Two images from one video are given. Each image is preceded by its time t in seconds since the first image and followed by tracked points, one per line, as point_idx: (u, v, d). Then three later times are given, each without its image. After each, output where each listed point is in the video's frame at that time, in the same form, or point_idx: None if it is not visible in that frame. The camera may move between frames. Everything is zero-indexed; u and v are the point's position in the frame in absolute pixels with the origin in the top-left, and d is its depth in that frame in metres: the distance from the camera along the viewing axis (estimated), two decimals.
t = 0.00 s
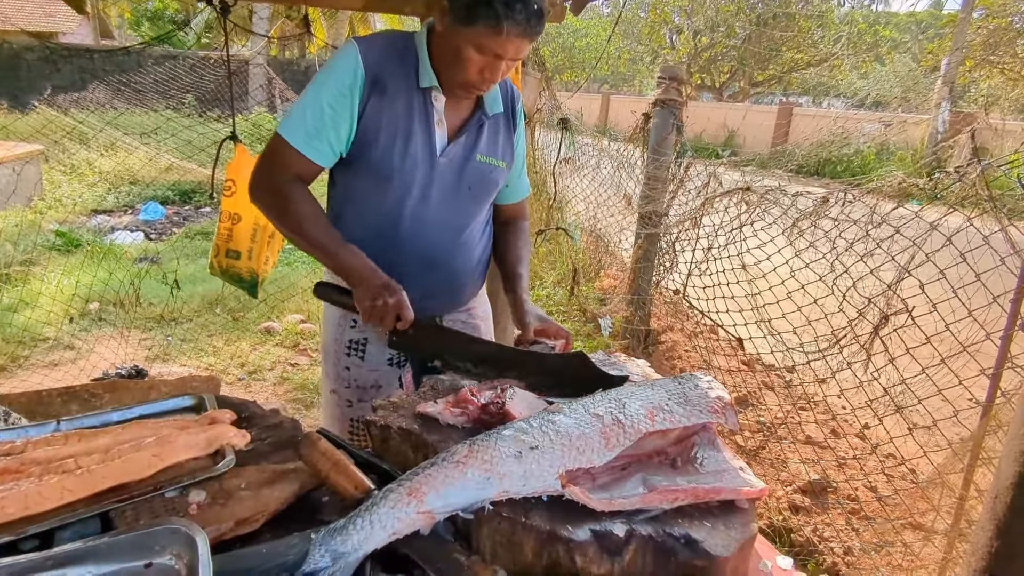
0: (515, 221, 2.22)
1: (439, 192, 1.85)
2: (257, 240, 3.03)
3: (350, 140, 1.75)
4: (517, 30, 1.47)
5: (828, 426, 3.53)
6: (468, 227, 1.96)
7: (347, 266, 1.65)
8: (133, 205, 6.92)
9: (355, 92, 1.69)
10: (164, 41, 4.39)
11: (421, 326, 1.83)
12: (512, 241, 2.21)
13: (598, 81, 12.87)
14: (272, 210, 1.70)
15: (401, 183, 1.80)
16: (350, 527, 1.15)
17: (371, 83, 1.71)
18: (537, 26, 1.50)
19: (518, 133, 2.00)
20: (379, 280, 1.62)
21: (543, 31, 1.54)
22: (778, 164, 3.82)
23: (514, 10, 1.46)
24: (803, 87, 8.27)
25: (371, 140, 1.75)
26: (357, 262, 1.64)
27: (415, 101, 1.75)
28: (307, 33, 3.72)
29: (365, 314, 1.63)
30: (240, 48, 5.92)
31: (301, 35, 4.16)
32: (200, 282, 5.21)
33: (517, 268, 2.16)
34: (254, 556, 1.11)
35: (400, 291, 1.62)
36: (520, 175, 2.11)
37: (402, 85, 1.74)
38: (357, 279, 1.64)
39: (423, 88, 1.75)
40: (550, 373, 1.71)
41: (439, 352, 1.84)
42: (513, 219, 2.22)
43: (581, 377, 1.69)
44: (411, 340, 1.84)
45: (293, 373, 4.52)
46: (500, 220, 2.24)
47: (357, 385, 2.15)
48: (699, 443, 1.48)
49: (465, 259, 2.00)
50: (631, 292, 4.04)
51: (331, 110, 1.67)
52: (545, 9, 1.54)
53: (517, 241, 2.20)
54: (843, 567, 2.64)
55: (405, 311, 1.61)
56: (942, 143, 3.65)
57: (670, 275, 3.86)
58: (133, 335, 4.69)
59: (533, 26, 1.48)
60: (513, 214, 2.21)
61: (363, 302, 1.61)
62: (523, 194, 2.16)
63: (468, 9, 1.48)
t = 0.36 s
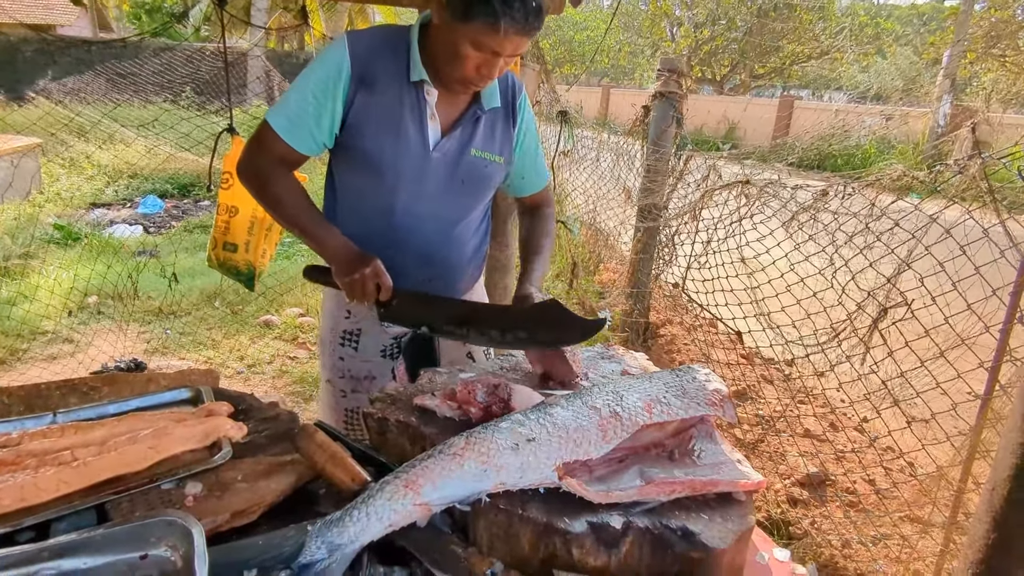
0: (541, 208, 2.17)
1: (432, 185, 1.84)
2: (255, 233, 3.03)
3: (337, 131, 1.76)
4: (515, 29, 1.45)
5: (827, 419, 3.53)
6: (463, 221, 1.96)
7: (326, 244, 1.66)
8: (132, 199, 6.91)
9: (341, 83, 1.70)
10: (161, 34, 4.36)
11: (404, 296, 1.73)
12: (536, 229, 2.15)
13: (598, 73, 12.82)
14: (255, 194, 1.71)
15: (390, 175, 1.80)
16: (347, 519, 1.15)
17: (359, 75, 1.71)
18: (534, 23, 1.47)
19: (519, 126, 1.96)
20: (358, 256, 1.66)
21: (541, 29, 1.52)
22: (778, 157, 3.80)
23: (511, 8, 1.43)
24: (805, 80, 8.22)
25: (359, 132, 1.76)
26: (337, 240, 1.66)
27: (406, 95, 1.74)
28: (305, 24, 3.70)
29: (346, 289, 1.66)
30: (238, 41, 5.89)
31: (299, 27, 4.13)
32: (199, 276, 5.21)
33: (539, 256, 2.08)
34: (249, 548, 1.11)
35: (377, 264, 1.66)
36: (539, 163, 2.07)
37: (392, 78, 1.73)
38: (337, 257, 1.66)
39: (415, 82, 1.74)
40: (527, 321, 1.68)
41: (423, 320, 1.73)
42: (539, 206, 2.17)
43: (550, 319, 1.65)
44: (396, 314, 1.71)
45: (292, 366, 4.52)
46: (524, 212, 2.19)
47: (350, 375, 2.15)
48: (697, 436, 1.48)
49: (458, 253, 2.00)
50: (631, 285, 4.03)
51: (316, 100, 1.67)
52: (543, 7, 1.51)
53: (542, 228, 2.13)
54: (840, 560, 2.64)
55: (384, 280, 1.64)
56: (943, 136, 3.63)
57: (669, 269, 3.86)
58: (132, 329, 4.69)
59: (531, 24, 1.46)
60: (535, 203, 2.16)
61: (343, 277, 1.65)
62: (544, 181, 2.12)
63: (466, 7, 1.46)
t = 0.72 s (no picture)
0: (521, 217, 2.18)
1: (421, 183, 1.86)
2: (253, 228, 3.03)
3: (334, 126, 1.76)
4: (515, 37, 1.45)
5: (824, 413, 3.55)
6: (450, 219, 1.98)
7: (347, 232, 1.67)
8: (131, 193, 6.89)
9: (339, 80, 1.69)
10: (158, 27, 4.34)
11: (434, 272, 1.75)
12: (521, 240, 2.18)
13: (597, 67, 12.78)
14: (261, 193, 1.71)
15: (384, 171, 1.82)
16: (342, 511, 1.15)
17: (355, 71, 1.71)
18: (535, 31, 1.47)
19: (510, 127, 1.96)
20: (383, 240, 1.65)
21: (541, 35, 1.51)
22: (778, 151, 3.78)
23: (512, 17, 1.43)
24: (805, 74, 8.20)
25: (354, 128, 1.76)
26: (357, 227, 1.66)
27: (400, 92, 1.74)
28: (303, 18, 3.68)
29: (376, 273, 1.66)
30: (235, 34, 5.85)
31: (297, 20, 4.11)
32: (197, 271, 5.21)
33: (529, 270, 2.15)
34: (244, 541, 1.11)
35: (405, 245, 1.65)
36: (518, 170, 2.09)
37: (387, 75, 1.73)
38: (360, 243, 1.66)
39: (408, 80, 1.74)
40: (560, 293, 1.71)
41: (454, 297, 1.76)
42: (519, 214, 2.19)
43: (585, 296, 1.70)
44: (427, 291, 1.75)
45: (291, 360, 4.52)
46: (505, 220, 2.22)
47: (339, 366, 2.16)
48: (693, 429, 1.48)
49: (446, 248, 2.03)
50: (630, 280, 4.02)
51: (315, 96, 1.67)
52: (542, 13, 1.50)
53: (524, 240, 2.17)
54: (837, 552, 2.65)
55: (415, 261, 1.62)
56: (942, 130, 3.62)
57: (668, 263, 3.87)
58: (131, 323, 4.69)
59: (530, 32, 1.46)
60: (515, 211, 2.18)
61: (373, 261, 1.65)
62: (524, 187, 2.15)
63: (466, 10, 1.45)
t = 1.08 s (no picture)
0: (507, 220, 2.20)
1: (417, 181, 1.86)
2: (252, 224, 3.02)
3: (332, 121, 1.75)
4: (522, 46, 1.44)
5: (823, 409, 3.55)
6: (443, 218, 1.98)
7: (343, 230, 1.67)
8: (129, 189, 6.87)
9: (340, 76, 1.69)
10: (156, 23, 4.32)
11: (425, 277, 1.75)
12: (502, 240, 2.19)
13: (596, 62, 12.73)
14: (257, 187, 1.69)
15: (379, 169, 1.82)
16: (338, 507, 1.15)
17: (356, 67, 1.70)
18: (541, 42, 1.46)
19: (507, 128, 1.97)
20: (380, 240, 1.66)
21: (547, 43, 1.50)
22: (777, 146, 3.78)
23: (520, 27, 1.41)
24: (805, 69, 8.18)
25: (352, 124, 1.76)
26: (353, 226, 1.66)
27: (400, 90, 1.74)
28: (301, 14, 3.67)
29: (371, 272, 1.67)
30: (233, 29, 5.84)
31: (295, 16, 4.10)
32: (196, 267, 5.20)
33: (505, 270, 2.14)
34: (239, 538, 1.11)
35: (402, 246, 1.66)
36: (511, 171, 2.10)
37: (388, 72, 1.73)
38: (356, 242, 1.66)
39: (409, 79, 1.73)
40: (558, 302, 1.69)
41: (449, 300, 1.76)
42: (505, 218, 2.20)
43: (586, 304, 1.69)
44: (418, 294, 1.76)
45: (290, 356, 4.53)
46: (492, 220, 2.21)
47: (332, 362, 2.18)
48: (689, 425, 1.48)
49: (438, 245, 2.03)
50: (628, 276, 4.01)
51: (316, 91, 1.67)
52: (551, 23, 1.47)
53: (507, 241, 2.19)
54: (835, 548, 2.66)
55: (409, 262, 1.65)
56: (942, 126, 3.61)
57: (667, 258, 3.85)
58: (129, 319, 4.68)
59: (537, 42, 1.44)
60: (503, 213, 2.19)
61: (369, 260, 1.65)
62: (514, 190, 2.15)
63: (473, 17, 1.44)
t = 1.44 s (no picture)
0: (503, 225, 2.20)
1: (411, 179, 1.86)
2: (250, 222, 3.01)
3: (332, 114, 1.75)
4: (521, 53, 1.44)
5: (822, 407, 3.54)
6: (436, 216, 1.98)
7: (342, 224, 1.65)
8: (129, 188, 6.85)
9: (342, 70, 1.69)
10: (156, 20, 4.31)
11: (422, 275, 1.73)
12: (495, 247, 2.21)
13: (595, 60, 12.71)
14: (253, 176, 1.69)
15: (374, 165, 1.82)
16: (337, 507, 1.15)
17: (359, 62, 1.70)
18: (541, 51, 1.46)
19: (506, 130, 1.95)
20: (379, 235, 1.64)
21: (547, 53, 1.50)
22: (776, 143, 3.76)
23: (520, 34, 1.41)
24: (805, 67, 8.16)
25: (350, 119, 1.76)
26: (352, 220, 1.65)
27: (399, 87, 1.74)
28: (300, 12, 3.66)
29: (369, 267, 1.65)
30: (232, 27, 5.82)
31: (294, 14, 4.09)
32: (195, 265, 5.19)
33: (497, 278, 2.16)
34: (237, 538, 1.10)
35: (401, 241, 1.65)
36: (508, 174, 2.10)
37: (390, 69, 1.73)
38: (354, 236, 1.65)
39: (410, 78, 1.73)
40: (553, 308, 1.63)
41: (443, 299, 1.74)
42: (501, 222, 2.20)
43: (579, 312, 1.63)
44: (413, 293, 1.75)
45: (290, 354, 4.52)
46: (488, 223, 2.22)
47: (325, 360, 2.18)
48: (690, 424, 1.47)
49: (430, 244, 2.03)
50: (628, 274, 4.02)
51: (317, 83, 1.66)
52: (553, 34, 1.48)
53: (499, 250, 2.20)
54: (835, 546, 2.66)
55: (409, 259, 1.64)
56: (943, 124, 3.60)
57: (667, 256, 3.84)
58: (129, 317, 4.68)
59: (538, 50, 1.44)
60: (499, 217, 2.20)
61: (366, 254, 1.64)
62: (511, 196, 2.16)
63: (475, 20, 1.44)
